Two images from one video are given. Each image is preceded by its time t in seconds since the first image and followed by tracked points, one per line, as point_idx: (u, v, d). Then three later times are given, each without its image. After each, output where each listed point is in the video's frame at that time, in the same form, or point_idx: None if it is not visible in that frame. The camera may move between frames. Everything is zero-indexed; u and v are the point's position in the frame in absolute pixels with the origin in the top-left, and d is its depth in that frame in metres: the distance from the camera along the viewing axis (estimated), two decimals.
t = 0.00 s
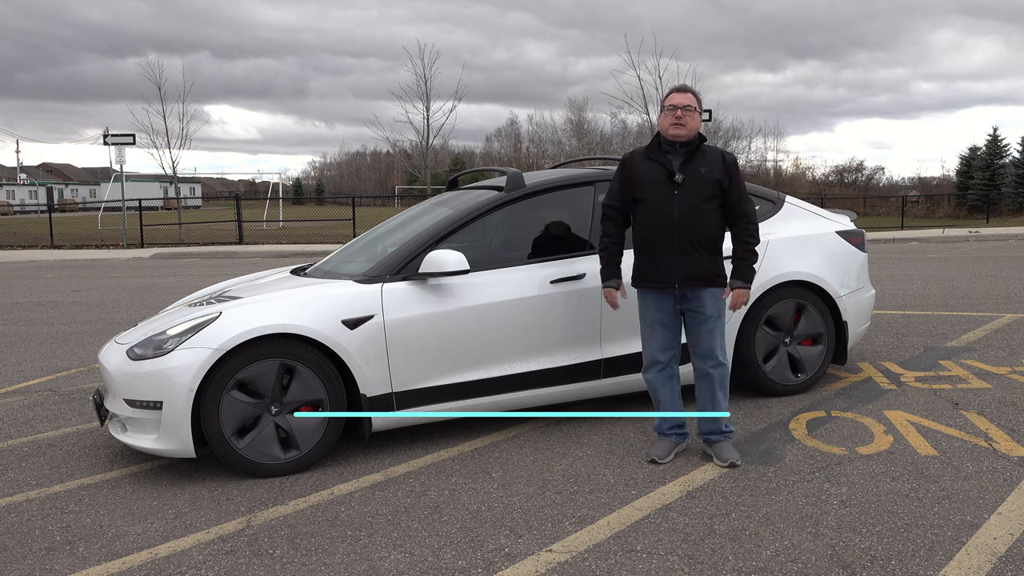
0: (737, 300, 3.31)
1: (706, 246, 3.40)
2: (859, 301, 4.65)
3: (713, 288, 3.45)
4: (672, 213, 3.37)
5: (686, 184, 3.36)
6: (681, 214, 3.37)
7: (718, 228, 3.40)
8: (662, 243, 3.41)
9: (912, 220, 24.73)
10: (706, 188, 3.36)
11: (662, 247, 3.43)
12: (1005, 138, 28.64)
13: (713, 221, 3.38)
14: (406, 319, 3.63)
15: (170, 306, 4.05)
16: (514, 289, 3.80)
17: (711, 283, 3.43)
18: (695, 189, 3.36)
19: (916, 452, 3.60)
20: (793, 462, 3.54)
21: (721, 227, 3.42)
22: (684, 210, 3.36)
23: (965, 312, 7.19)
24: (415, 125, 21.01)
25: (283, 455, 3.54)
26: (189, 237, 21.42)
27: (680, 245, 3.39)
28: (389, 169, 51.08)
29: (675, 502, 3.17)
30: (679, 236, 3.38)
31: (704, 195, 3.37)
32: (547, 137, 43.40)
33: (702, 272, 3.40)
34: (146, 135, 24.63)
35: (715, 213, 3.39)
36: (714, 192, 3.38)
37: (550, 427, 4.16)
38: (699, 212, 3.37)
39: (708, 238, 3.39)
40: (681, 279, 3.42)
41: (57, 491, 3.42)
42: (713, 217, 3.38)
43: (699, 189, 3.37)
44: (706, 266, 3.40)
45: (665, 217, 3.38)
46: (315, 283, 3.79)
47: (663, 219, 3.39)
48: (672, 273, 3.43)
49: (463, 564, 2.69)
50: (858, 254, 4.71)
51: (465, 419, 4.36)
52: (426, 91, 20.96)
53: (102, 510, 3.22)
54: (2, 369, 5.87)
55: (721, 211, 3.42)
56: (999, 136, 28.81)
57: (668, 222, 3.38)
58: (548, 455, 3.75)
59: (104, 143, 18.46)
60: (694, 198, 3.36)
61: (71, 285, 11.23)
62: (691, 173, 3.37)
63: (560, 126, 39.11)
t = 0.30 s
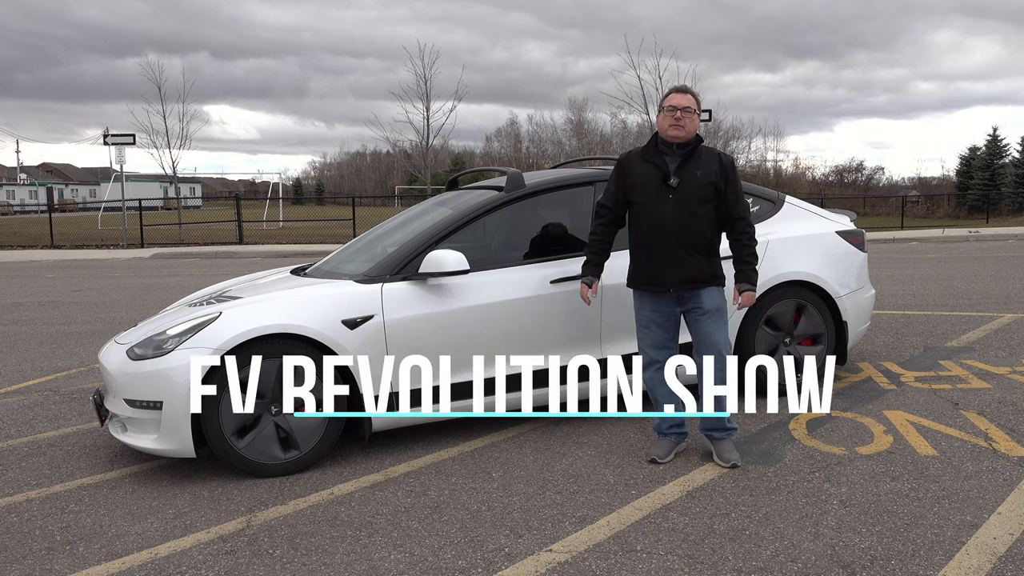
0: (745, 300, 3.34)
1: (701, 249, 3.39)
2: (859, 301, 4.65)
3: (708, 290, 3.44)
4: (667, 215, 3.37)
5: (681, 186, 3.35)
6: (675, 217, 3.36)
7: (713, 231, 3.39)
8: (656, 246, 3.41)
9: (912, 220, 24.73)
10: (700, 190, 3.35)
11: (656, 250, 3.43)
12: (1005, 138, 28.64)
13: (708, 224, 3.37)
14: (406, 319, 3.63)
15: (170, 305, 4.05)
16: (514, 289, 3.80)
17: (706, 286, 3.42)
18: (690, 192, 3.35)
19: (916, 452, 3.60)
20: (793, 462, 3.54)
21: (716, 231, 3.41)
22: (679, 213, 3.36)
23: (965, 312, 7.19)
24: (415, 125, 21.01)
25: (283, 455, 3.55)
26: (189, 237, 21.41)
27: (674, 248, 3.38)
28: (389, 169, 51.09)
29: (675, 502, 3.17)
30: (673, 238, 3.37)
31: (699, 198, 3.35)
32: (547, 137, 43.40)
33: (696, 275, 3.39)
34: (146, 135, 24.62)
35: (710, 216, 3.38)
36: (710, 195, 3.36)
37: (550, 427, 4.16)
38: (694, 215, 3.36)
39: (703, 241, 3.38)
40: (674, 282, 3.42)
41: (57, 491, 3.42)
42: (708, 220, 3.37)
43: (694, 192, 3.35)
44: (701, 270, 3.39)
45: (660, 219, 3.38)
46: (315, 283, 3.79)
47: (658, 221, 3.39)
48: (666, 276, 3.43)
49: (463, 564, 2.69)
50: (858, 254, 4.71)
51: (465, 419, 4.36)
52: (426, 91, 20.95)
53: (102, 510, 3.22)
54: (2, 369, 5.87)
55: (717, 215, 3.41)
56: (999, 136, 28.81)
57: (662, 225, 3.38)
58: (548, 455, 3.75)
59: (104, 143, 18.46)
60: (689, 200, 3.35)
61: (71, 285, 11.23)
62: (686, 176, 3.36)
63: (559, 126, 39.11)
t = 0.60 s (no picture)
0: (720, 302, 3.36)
1: (699, 249, 3.38)
2: (859, 301, 4.65)
3: (704, 291, 3.45)
4: (665, 214, 3.37)
5: (679, 186, 3.35)
6: (673, 216, 3.36)
7: (712, 231, 3.38)
8: (654, 245, 3.41)
9: (912, 220, 24.74)
10: (700, 190, 3.34)
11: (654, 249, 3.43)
12: (1004, 138, 28.66)
13: (706, 224, 3.36)
14: (406, 319, 3.63)
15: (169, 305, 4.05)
16: (514, 289, 3.79)
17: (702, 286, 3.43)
18: (689, 191, 3.34)
19: (916, 452, 3.60)
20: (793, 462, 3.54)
21: (715, 230, 3.39)
22: (676, 212, 3.35)
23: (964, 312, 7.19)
24: (415, 125, 21.03)
25: (283, 455, 3.54)
26: (189, 237, 21.42)
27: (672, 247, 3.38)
28: (389, 169, 51.13)
29: (675, 502, 3.17)
30: (671, 238, 3.37)
31: (698, 197, 3.34)
32: (547, 137, 43.42)
33: (693, 275, 3.39)
34: (146, 135, 24.62)
35: (709, 216, 3.37)
36: (709, 194, 3.35)
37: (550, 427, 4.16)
38: (693, 214, 3.35)
39: (701, 241, 3.37)
40: (671, 281, 3.43)
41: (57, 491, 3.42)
42: (706, 219, 3.36)
43: (693, 192, 3.34)
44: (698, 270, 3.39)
45: (660, 218, 3.38)
46: (315, 283, 3.79)
47: (656, 220, 3.39)
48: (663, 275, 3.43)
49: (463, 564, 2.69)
50: (858, 254, 4.71)
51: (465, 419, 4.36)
52: (426, 91, 20.97)
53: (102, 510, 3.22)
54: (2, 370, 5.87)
55: (716, 214, 3.39)
56: (999, 136, 28.82)
57: (660, 224, 3.38)
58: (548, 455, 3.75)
59: (104, 143, 18.46)
60: (687, 200, 3.34)
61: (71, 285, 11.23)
62: (685, 175, 3.35)
63: (559, 126, 39.12)
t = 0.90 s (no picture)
0: (736, 303, 3.30)
1: (699, 249, 3.37)
2: (859, 301, 4.65)
3: (705, 292, 3.44)
4: (663, 215, 3.37)
5: (678, 186, 3.35)
6: (672, 216, 3.36)
7: (711, 231, 3.37)
8: (654, 246, 3.42)
9: (912, 220, 24.74)
10: (699, 190, 3.34)
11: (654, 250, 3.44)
12: (1004, 138, 28.66)
13: (705, 224, 3.35)
14: (406, 319, 3.63)
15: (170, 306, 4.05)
16: (514, 289, 3.79)
17: (704, 286, 3.41)
18: (688, 192, 3.34)
19: (916, 452, 3.60)
20: (793, 462, 3.54)
21: (715, 230, 3.38)
22: (675, 213, 3.35)
23: (964, 312, 7.19)
24: (415, 125, 21.02)
25: (283, 455, 3.54)
26: (189, 237, 21.41)
27: (671, 248, 3.39)
28: (389, 169, 51.14)
29: (675, 502, 3.17)
30: (670, 238, 3.38)
31: (697, 197, 3.34)
32: (547, 137, 43.43)
33: (693, 275, 3.39)
34: (146, 135, 24.63)
35: (708, 216, 3.37)
36: (708, 194, 3.35)
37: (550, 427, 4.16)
38: (692, 215, 3.35)
39: (700, 241, 3.36)
40: (671, 282, 3.42)
41: (57, 491, 3.42)
42: (706, 219, 3.35)
43: (691, 192, 3.34)
44: (698, 270, 3.39)
45: (659, 219, 3.38)
46: (315, 283, 3.79)
47: (655, 221, 3.39)
48: (663, 275, 3.43)
49: (463, 564, 2.69)
50: (858, 254, 4.71)
51: (465, 419, 4.36)
52: (426, 91, 20.98)
53: (101, 510, 3.22)
54: (2, 369, 5.87)
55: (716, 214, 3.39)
56: (999, 136, 28.81)
57: (659, 225, 3.38)
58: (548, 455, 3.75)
59: (104, 143, 18.45)
60: (686, 201, 3.34)
61: (71, 285, 11.23)
62: (684, 176, 3.35)
63: (559, 126, 39.11)
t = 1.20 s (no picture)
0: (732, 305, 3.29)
1: (698, 249, 3.37)
2: (859, 301, 4.65)
3: (705, 292, 3.44)
4: (663, 215, 3.37)
5: (678, 186, 3.35)
6: (672, 216, 3.36)
7: (711, 231, 3.37)
8: (653, 245, 3.41)
9: (912, 220, 24.73)
10: (698, 190, 3.34)
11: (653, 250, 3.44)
12: (1004, 138, 28.66)
13: (705, 224, 3.35)
14: (406, 319, 3.63)
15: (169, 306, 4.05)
16: (514, 289, 3.79)
17: (703, 286, 3.41)
18: (687, 192, 3.34)
19: (916, 452, 3.60)
20: (793, 462, 3.54)
21: (715, 230, 3.38)
22: (675, 212, 3.35)
23: (965, 312, 7.19)
24: (415, 125, 21.02)
25: (283, 455, 3.54)
26: (189, 237, 21.41)
27: (671, 248, 3.39)
28: (389, 169, 51.16)
29: (675, 502, 3.17)
30: (670, 238, 3.37)
31: (697, 197, 3.34)
32: (547, 137, 43.43)
33: (693, 275, 3.39)
34: (146, 135, 24.63)
35: (708, 216, 3.36)
36: (708, 194, 3.35)
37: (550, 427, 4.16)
38: (692, 215, 3.35)
39: (700, 241, 3.36)
40: (671, 281, 3.42)
41: (57, 491, 3.42)
42: (705, 219, 3.35)
43: (691, 192, 3.34)
44: (697, 270, 3.39)
45: (659, 219, 3.38)
46: (315, 283, 3.79)
47: (655, 221, 3.39)
48: (663, 275, 3.43)
49: (463, 564, 2.69)
50: (858, 254, 4.71)
51: (465, 419, 4.36)
52: (426, 91, 20.97)
53: (101, 510, 3.22)
54: (2, 369, 5.87)
55: (715, 214, 3.39)
56: (999, 137, 28.82)
57: (659, 224, 3.38)
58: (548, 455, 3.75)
59: (104, 143, 18.45)
60: (686, 201, 3.34)
61: (71, 285, 11.22)
62: (683, 176, 3.35)
63: (559, 126, 39.11)
